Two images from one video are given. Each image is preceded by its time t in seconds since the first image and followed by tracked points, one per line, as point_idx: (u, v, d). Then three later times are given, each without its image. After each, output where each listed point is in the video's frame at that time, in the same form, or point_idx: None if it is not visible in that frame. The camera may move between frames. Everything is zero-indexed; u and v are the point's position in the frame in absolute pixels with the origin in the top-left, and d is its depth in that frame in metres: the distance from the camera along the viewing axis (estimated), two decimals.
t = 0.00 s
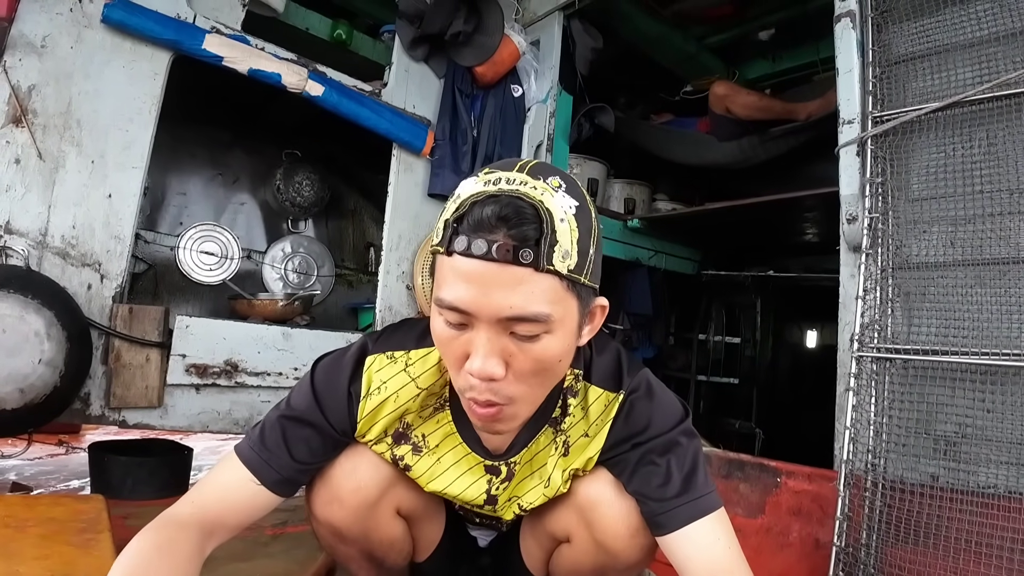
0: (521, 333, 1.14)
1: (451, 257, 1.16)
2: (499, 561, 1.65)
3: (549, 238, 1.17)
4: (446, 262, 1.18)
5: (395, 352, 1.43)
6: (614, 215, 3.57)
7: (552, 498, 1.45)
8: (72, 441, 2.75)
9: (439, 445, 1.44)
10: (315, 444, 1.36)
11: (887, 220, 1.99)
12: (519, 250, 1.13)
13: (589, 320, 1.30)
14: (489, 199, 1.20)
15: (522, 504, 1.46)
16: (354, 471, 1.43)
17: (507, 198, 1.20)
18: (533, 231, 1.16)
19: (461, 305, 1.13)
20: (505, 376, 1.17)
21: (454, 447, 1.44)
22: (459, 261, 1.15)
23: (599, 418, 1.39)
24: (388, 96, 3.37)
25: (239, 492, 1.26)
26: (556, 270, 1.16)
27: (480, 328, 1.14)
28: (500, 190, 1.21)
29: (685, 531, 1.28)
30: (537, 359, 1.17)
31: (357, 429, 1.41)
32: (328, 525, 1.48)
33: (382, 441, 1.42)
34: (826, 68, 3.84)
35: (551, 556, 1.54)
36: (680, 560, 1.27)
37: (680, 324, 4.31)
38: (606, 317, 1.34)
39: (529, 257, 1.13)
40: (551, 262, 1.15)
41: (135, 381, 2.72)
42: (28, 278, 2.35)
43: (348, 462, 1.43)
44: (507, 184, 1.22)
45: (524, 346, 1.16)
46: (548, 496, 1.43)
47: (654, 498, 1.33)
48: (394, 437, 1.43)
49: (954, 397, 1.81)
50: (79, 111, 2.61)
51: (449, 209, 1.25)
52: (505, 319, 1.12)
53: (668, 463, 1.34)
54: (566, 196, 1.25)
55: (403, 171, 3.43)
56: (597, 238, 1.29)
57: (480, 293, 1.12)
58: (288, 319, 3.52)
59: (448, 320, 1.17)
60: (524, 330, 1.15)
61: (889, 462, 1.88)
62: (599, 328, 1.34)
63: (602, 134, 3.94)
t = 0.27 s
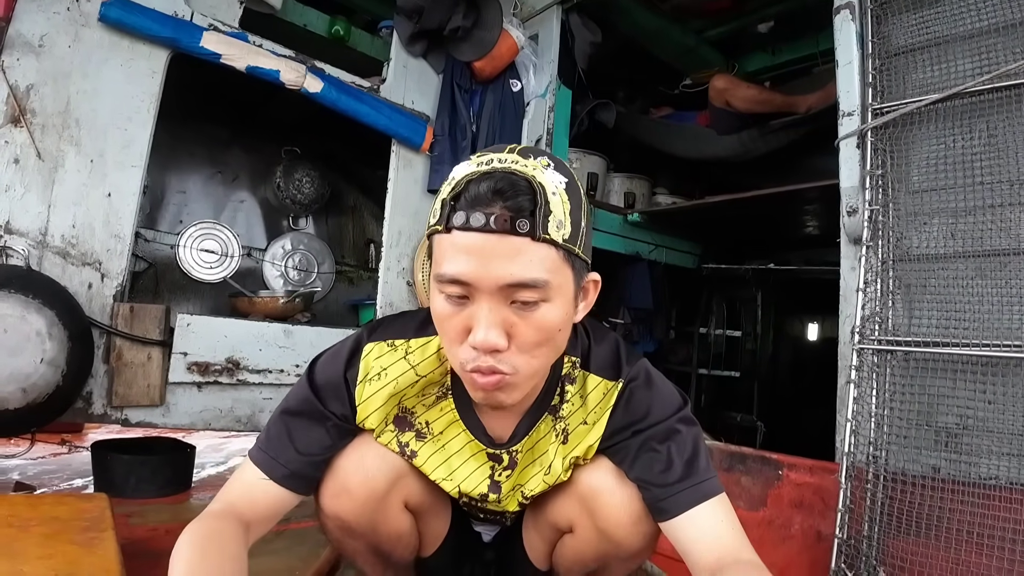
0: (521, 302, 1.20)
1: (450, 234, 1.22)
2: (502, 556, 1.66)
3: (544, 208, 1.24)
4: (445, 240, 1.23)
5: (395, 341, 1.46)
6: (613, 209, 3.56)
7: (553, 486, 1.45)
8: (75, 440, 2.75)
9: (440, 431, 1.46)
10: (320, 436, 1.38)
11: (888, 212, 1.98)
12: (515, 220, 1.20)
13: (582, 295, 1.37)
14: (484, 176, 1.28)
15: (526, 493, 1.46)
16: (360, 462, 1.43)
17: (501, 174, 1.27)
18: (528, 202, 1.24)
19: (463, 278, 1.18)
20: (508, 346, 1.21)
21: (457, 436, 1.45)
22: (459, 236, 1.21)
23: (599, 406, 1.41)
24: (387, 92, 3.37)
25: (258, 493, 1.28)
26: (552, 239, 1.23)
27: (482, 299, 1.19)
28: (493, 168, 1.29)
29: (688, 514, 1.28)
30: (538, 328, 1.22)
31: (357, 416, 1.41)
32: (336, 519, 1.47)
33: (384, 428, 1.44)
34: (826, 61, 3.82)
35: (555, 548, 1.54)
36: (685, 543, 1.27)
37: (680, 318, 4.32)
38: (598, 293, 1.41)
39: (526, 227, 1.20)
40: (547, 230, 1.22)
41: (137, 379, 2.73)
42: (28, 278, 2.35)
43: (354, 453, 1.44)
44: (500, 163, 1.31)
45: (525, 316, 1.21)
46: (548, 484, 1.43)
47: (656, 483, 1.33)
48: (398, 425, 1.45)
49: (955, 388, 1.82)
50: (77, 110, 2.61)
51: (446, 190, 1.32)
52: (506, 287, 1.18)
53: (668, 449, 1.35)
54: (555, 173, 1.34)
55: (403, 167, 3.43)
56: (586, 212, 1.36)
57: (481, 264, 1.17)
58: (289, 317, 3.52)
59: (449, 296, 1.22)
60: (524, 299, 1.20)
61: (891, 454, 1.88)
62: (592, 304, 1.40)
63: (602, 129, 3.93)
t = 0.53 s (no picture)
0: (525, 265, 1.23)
1: (458, 199, 1.28)
2: (507, 545, 1.65)
3: (546, 177, 1.30)
4: (452, 208, 1.29)
5: (394, 327, 1.51)
6: (613, 199, 3.53)
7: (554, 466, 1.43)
8: (81, 438, 2.76)
9: (442, 417, 1.44)
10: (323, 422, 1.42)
11: (889, 199, 1.97)
12: (521, 186, 1.26)
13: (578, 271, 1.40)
14: (488, 149, 1.33)
15: (529, 476, 1.43)
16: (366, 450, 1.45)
17: (504, 147, 1.33)
18: (531, 171, 1.29)
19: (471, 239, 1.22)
20: (511, 311, 1.23)
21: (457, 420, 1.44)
22: (467, 201, 1.27)
23: (598, 384, 1.43)
24: (385, 84, 3.36)
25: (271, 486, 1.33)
26: (554, 206, 1.28)
27: (488, 262, 1.23)
28: (496, 142, 1.34)
29: (694, 491, 1.28)
30: (540, 294, 1.24)
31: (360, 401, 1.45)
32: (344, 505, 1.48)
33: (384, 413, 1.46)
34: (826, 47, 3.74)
35: (559, 530, 1.54)
36: (692, 519, 1.28)
37: (682, 308, 4.33)
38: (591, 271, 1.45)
39: (531, 192, 1.26)
40: (550, 197, 1.28)
41: (141, 377, 2.74)
42: (30, 278, 2.35)
43: (359, 439, 1.46)
44: (501, 138, 1.36)
45: (528, 279, 1.23)
46: (548, 464, 1.41)
47: (661, 461, 1.33)
48: (400, 410, 1.45)
49: (958, 373, 1.82)
50: (75, 109, 2.61)
51: (450, 166, 1.36)
52: (512, 247, 1.22)
53: (670, 428, 1.35)
54: (554, 150, 1.40)
55: (403, 160, 3.43)
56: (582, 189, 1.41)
57: (489, 225, 1.22)
58: (291, 312, 3.52)
59: (455, 262, 1.25)
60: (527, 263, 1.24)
61: (894, 440, 1.88)
62: (584, 281, 1.43)
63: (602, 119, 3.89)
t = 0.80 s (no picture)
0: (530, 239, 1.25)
1: (463, 178, 1.31)
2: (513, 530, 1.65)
3: (548, 158, 1.33)
4: (458, 188, 1.31)
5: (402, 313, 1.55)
6: (613, 186, 3.51)
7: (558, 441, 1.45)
8: (87, 437, 2.77)
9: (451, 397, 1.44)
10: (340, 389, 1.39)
11: (891, 180, 1.96)
12: (524, 165, 1.30)
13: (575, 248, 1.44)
14: (491, 132, 1.36)
15: (534, 453, 1.46)
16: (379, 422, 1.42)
17: (507, 129, 1.36)
18: (533, 152, 1.32)
19: (477, 215, 1.25)
20: (517, 284, 1.24)
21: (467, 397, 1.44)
22: (473, 180, 1.29)
23: (596, 358, 1.49)
24: (382, 75, 3.36)
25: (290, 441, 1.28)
26: (556, 186, 1.32)
27: (494, 236, 1.24)
28: (498, 125, 1.37)
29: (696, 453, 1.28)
30: (545, 267, 1.26)
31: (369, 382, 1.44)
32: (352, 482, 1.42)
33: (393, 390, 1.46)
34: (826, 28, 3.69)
35: (564, 508, 1.53)
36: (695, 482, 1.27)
37: (685, 293, 4.27)
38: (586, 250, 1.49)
39: (534, 171, 1.29)
40: (551, 177, 1.31)
41: (146, 373, 2.75)
42: (33, 278, 2.36)
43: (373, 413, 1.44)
44: (503, 122, 1.39)
45: (531, 253, 1.25)
46: (552, 439, 1.43)
47: (662, 427, 1.34)
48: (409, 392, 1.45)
49: (961, 355, 1.81)
50: (73, 108, 2.60)
51: (453, 149, 1.39)
52: (516, 221, 1.24)
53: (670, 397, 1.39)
54: (553, 135, 1.44)
55: (402, 151, 3.42)
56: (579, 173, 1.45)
57: (494, 201, 1.25)
58: (294, 306, 3.52)
59: (462, 239, 1.27)
60: (531, 238, 1.26)
61: (898, 422, 1.88)
62: (580, 258, 1.47)
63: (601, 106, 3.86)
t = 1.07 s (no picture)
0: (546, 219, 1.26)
1: (481, 161, 1.31)
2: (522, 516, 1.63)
3: (562, 142, 1.34)
4: (475, 170, 1.31)
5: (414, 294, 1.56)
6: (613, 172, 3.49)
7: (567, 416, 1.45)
8: (95, 435, 2.79)
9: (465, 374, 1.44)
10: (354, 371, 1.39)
11: (892, 161, 1.93)
12: (539, 148, 1.31)
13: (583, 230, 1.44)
14: (506, 117, 1.36)
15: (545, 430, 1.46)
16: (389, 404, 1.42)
17: (521, 114, 1.37)
18: (548, 135, 1.34)
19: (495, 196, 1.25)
20: (533, 263, 1.24)
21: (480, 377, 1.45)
22: (491, 162, 1.30)
23: (599, 334, 1.52)
24: (378, 66, 3.35)
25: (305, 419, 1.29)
26: (570, 169, 1.33)
27: (511, 217, 1.25)
28: (513, 110, 1.37)
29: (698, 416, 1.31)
30: (559, 246, 1.26)
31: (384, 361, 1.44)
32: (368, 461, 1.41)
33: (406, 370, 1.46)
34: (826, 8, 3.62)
35: (575, 484, 1.53)
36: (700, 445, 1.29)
37: (687, 280, 4.28)
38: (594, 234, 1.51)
39: (549, 154, 1.31)
40: (566, 160, 1.33)
41: (151, 371, 2.77)
42: (36, 278, 2.38)
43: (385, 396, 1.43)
44: (517, 108, 1.40)
45: (547, 234, 1.25)
46: (562, 413, 1.44)
47: (662, 393, 1.36)
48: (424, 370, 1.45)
49: (965, 336, 1.80)
50: (70, 107, 2.60)
51: (468, 135, 1.39)
52: (533, 202, 1.25)
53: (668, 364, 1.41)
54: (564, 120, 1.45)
55: (400, 142, 3.41)
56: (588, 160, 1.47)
57: (512, 182, 1.26)
58: (296, 300, 3.53)
59: (479, 219, 1.27)
60: (547, 219, 1.26)
61: (903, 403, 1.87)
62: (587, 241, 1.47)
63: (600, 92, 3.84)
